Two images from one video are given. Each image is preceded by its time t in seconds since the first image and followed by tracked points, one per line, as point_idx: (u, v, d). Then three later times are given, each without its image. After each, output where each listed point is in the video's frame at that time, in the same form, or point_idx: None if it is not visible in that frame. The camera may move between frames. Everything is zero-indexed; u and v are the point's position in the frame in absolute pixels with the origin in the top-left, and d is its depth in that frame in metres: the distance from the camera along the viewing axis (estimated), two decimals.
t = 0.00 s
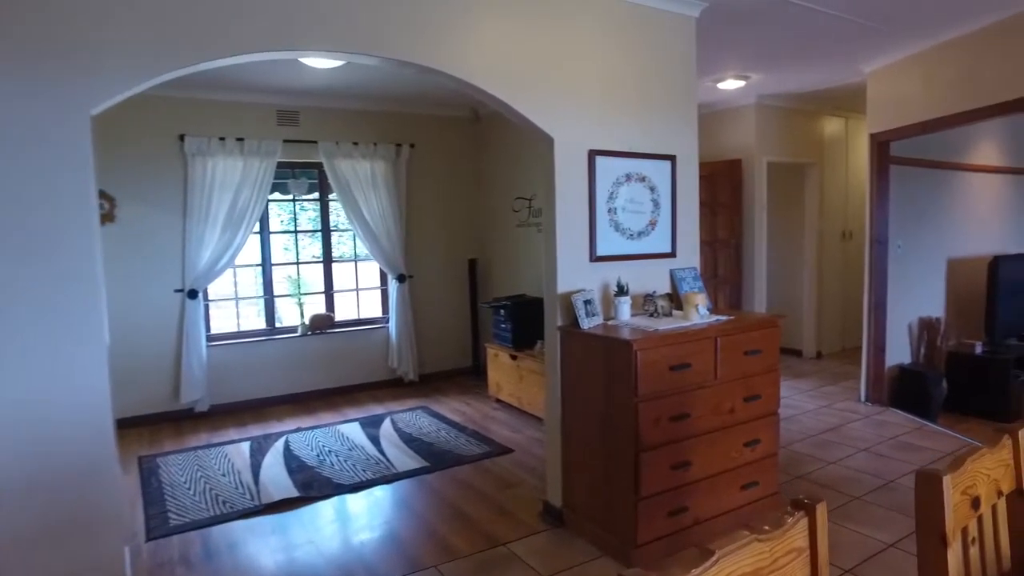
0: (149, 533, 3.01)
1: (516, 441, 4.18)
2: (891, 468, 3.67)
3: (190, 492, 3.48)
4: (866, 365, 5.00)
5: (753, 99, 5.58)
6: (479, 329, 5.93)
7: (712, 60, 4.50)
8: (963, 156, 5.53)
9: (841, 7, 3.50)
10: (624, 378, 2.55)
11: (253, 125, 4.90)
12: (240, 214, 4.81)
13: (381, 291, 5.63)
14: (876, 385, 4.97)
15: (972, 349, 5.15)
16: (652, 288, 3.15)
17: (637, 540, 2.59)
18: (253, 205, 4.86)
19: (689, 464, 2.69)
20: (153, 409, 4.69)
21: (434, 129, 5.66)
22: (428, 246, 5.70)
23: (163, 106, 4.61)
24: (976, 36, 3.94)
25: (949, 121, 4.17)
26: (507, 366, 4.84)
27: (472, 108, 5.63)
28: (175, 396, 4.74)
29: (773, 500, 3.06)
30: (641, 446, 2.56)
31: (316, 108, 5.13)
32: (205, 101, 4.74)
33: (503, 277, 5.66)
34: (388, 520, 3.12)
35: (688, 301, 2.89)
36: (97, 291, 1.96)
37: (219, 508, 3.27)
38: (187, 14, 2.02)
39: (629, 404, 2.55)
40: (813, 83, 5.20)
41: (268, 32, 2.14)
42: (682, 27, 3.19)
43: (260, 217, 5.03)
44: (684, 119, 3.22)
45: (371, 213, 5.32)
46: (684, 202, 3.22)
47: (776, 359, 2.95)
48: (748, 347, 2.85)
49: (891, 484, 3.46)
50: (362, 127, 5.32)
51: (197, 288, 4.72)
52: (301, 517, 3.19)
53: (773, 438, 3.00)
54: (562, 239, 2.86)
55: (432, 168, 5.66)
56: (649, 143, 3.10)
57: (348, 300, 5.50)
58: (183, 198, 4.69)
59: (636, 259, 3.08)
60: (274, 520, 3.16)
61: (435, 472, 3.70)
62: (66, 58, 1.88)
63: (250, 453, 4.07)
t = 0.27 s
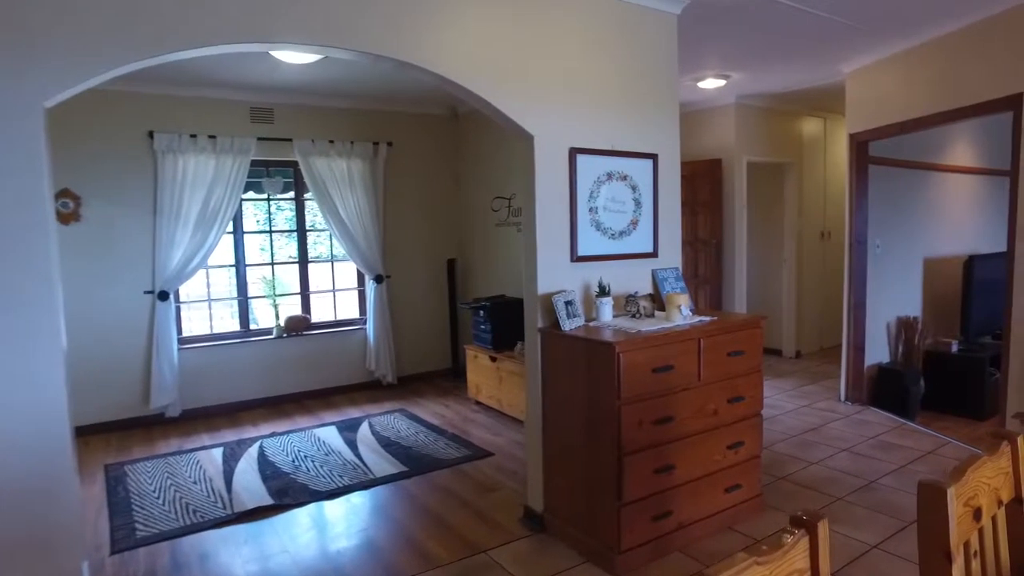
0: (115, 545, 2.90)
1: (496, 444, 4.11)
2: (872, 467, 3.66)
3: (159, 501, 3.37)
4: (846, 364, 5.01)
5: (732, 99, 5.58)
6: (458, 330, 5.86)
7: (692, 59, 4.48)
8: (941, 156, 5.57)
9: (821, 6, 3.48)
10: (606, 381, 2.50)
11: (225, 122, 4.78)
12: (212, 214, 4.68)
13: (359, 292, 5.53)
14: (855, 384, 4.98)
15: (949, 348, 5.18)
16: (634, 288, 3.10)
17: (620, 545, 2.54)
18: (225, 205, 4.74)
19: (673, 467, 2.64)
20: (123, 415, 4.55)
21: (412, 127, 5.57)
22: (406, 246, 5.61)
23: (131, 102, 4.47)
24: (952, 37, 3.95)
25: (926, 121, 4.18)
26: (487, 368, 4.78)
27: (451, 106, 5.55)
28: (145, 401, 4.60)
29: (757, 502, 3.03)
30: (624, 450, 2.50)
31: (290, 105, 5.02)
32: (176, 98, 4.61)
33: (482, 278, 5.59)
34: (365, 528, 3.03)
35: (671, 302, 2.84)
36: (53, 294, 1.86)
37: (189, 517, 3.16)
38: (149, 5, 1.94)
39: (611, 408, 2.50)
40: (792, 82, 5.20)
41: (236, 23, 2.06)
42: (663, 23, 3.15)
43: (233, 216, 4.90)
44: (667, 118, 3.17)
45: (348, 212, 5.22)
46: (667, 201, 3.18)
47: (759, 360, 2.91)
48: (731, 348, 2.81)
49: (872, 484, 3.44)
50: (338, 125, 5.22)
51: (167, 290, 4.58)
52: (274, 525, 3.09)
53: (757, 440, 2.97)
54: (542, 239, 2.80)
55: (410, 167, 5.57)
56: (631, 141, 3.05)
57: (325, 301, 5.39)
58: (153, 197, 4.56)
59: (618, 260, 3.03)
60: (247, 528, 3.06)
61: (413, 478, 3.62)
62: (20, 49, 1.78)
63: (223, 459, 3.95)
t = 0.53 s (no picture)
0: (83, 559, 2.79)
1: (479, 448, 4.05)
2: (857, 468, 3.64)
3: (130, 511, 3.26)
4: (829, 364, 5.01)
5: (716, 99, 5.56)
6: (440, 331, 5.78)
7: (676, 58, 4.45)
8: (921, 157, 5.60)
9: (805, 6, 3.47)
10: (593, 385, 2.44)
11: (201, 119, 4.66)
12: (187, 213, 4.57)
13: (338, 293, 5.44)
14: (838, 385, 4.98)
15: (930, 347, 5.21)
16: (619, 289, 3.05)
17: (607, 552, 2.48)
18: (201, 204, 4.62)
19: (660, 472, 2.59)
20: (94, 420, 4.41)
21: (393, 126, 5.49)
22: (387, 246, 5.52)
23: (102, 98, 4.34)
24: (935, 38, 3.96)
25: (908, 122, 4.18)
26: (469, 370, 4.71)
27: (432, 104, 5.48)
28: (118, 406, 4.46)
29: (743, 505, 2.99)
30: (611, 455, 2.45)
31: (268, 102, 4.91)
32: (149, 94, 4.48)
33: (465, 279, 5.52)
34: (345, 536, 2.95)
35: (658, 303, 2.80)
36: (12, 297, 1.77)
37: (161, 528, 3.06)
38: None
39: (598, 412, 2.44)
40: (776, 82, 5.19)
41: (207, 15, 1.97)
42: (648, 21, 3.10)
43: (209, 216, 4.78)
44: (652, 117, 3.13)
45: (327, 212, 5.12)
46: (652, 201, 3.14)
47: (746, 361, 2.88)
48: (718, 350, 2.77)
49: (858, 485, 3.43)
50: (317, 123, 5.12)
51: (140, 292, 4.45)
52: (251, 534, 3.00)
53: (744, 443, 2.93)
54: (526, 239, 2.74)
55: (391, 166, 5.49)
56: (616, 140, 3.00)
57: (304, 302, 5.29)
58: (124, 196, 4.43)
59: (603, 260, 2.98)
60: (222, 538, 2.96)
61: (395, 483, 3.54)
62: None
63: (198, 466, 3.84)
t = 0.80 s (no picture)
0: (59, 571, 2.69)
1: (469, 452, 3.98)
2: (851, 471, 3.62)
3: (110, 520, 3.16)
4: (819, 365, 5.00)
5: (705, 99, 5.54)
6: (428, 333, 5.71)
7: (667, 58, 4.41)
8: (909, 158, 5.61)
9: (798, 5, 3.44)
10: (587, 389, 2.39)
11: (183, 117, 4.56)
12: (170, 213, 4.47)
13: (325, 294, 5.35)
14: (829, 385, 4.97)
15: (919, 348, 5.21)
16: (613, 291, 3.00)
17: (602, 559, 2.43)
18: (183, 204, 4.52)
19: (655, 477, 2.55)
20: (74, 426, 4.30)
21: (380, 125, 5.41)
22: (374, 246, 5.45)
23: (81, 95, 4.23)
24: (926, 38, 3.95)
25: (898, 123, 4.17)
26: (458, 372, 4.64)
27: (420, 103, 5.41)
28: (98, 410, 4.35)
29: (739, 510, 2.95)
30: (606, 461, 2.40)
31: (252, 100, 4.82)
32: (129, 91, 4.38)
33: (453, 280, 5.45)
34: (332, 544, 2.87)
35: (652, 305, 2.75)
36: None
37: (141, 538, 2.97)
38: None
39: (592, 417, 2.39)
40: (765, 83, 5.18)
41: (189, 8, 1.90)
42: (641, 18, 3.06)
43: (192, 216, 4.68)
44: (645, 116, 3.08)
45: (313, 212, 5.03)
46: (645, 202, 3.09)
47: (741, 364, 2.84)
48: (714, 353, 2.73)
49: (852, 488, 3.40)
50: (303, 122, 5.03)
51: (121, 293, 4.34)
52: (236, 543, 2.91)
53: (739, 447, 2.89)
54: (519, 240, 2.68)
55: (378, 165, 5.41)
56: (609, 140, 2.95)
57: (290, 303, 5.20)
58: (104, 196, 4.32)
59: (596, 262, 2.93)
60: (205, 548, 2.88)
61: (383, 489, 3.46)
62: None
63: (181, 472, 3.75)
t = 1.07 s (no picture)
0: None
1: (463, 456, 3.90)
2: (851, 474, 3.57)
3: (93, 531, 3.05)
4: (815, 367, 4.96)
5: (700, 98, 5.49)
6: (419, 335, 5.62)
7: (664, 56, 4.35)
8: (903, 159, 5.59)
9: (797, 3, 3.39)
10: (590, 394, 2.31)
11: (169, 114, 4.44)
12: (155, 213, 4.35)
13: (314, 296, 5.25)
14: (825, 387, 4.93)
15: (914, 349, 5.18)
16: (612, 293, 2.93)
17: (605, 569, 2.36)
18: (169, 203, 4.41)
19: (659, 484, 2.48)
20: (56, 431, 4.18)
21: (371, 124, 5.32)
22: (365, 247, 5.35)
23: (63, 92, 4.11)
24: (924, 37, 3.92)
25: (896, 123, 4.14)
26: (451, 375, 4.56)
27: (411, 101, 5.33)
28: (81, 416, 4.23)
29: (741, 516, 2.90)
30: (609, 468, 2.33)
31: (240, 97, 4.71)
32: (113, 88, 4.26)
33: (445, 281, 5.37)
34: (325, 555, 2.78)
35: (653, 308, 2.68)
36: None
37: (126, 551, 2.86)
38: None
39: (595, 423, 2.32)
40: (760, 82, 5.14)
41: None
42: (640, 14, 2.99)
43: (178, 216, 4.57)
44: (644, 114, 3.02)
45: (302, 211, 4.93)
46: (645, 202, 3.03)
47: (744, 367, 2.78)
48: (716, 356, 2.67)
49: (853, 492, 3.35)
50: (292, 120, 4.93)
51: (104, 295, 4.23)
52: (224, 555, 2.81)
53: (741, 452, 2.83)
54: (518, 241, 2.60)
55: (369, 164, 5.32)
56: (608, 138, 2.88)
57: (279, 305, 5.09)
58: (87, 195, 4.20)
59: (596, 263, 2.86)
60: (193, 560, 2.78)
61: (376, 496, 3.38)
62: None
63: (167, 480, 3.64)
